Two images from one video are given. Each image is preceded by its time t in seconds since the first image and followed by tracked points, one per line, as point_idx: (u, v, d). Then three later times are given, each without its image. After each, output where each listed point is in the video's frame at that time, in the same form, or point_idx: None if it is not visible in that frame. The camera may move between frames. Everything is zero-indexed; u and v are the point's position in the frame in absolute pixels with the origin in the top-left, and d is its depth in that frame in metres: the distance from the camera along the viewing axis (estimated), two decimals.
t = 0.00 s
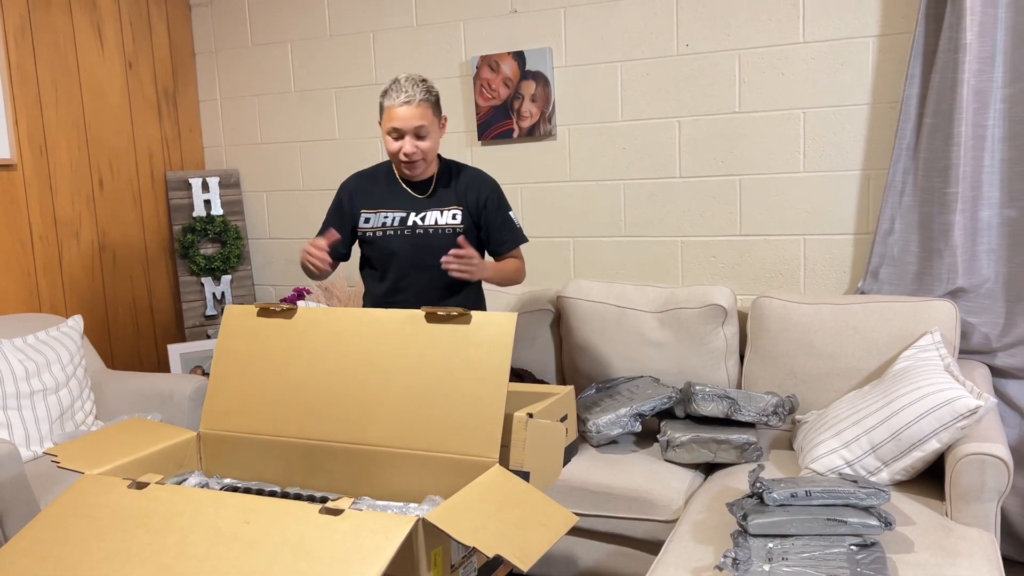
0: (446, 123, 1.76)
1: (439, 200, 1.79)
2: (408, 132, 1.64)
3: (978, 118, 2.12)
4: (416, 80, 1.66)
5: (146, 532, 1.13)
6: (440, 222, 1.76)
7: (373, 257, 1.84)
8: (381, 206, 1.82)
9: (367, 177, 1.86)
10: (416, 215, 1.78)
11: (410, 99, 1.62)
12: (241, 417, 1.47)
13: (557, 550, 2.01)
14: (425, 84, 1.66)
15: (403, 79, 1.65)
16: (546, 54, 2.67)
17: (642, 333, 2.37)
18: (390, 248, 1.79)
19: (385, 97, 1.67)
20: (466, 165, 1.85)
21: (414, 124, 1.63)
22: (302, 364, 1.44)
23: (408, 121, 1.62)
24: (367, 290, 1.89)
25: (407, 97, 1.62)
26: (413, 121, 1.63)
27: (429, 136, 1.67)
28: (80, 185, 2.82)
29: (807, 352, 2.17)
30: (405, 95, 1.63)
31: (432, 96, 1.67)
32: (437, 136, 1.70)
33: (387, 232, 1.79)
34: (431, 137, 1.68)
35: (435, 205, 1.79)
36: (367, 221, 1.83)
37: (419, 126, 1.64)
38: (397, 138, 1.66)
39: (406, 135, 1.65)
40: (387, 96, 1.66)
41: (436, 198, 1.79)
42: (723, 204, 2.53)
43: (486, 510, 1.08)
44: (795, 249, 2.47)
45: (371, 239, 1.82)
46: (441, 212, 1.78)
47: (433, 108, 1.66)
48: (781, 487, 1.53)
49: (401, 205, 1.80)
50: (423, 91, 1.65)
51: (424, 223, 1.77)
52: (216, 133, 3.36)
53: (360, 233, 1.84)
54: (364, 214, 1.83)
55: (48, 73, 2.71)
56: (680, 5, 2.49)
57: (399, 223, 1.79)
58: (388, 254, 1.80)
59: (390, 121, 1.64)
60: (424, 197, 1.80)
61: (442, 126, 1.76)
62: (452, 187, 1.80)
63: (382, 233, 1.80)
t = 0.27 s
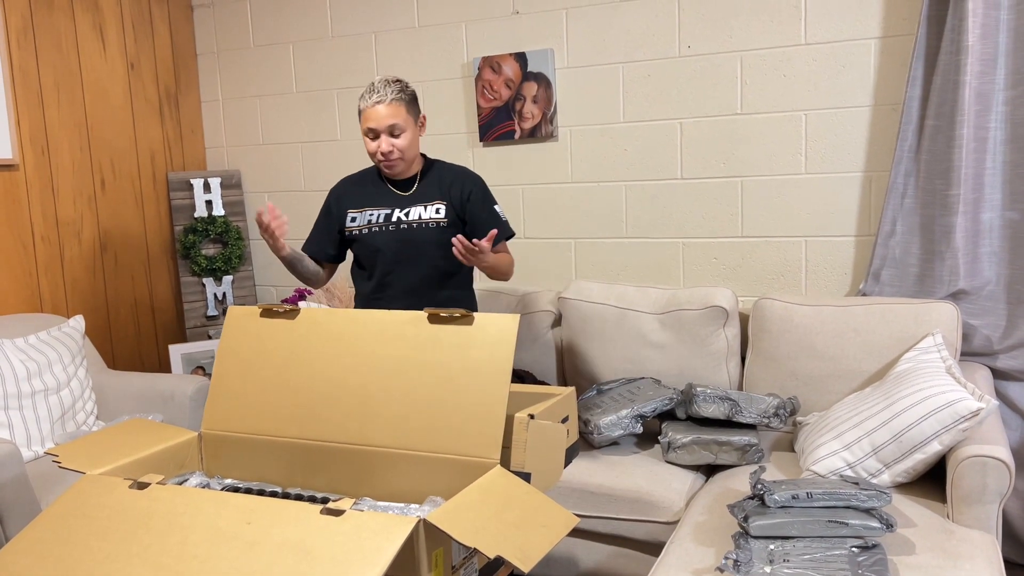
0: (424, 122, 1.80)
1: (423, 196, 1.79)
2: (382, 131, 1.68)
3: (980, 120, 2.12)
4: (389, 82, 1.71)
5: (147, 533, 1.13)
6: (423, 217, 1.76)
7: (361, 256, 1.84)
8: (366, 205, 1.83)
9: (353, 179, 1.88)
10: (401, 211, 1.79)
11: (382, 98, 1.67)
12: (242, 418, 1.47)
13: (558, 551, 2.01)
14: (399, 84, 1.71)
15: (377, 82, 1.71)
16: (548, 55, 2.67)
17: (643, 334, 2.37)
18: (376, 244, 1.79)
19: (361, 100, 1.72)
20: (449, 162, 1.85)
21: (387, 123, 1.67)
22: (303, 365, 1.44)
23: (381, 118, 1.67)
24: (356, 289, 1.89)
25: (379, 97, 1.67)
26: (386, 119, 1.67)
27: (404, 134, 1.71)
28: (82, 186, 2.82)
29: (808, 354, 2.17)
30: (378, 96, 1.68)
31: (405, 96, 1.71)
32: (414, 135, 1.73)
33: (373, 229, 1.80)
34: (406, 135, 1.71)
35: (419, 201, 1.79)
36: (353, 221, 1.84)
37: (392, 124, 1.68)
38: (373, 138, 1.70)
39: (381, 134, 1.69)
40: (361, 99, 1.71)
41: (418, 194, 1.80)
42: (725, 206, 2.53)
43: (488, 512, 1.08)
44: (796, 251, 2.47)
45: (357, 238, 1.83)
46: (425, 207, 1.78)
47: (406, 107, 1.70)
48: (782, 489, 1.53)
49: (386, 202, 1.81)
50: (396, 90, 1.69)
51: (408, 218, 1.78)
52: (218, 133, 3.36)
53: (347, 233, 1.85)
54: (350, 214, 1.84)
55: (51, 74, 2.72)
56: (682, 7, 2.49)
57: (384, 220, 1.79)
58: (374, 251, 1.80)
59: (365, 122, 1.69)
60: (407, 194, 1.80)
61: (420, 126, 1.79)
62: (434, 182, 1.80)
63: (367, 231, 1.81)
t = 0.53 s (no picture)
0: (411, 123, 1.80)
1: (411, 197, 1.80)
2: (364, 132, 1.70)
3: (982, 122, 2.11)
4: (370, 84, 1.73)
5: (147, 533, 1.13)
6: (412, 217, 1.76)
7: (351, 259, 1.84)
8: (355, 208, 1.83)
9: (343, 184, 1.89)
10: (389, 212, 1.79)
11: (363, 100, 1.69)
12: (241, 418, 1.47)
13: (558, 552, 2.01)
14: (380, 86, 1.73)
15: (358, 86, 1.73)
16: (550, 56, 2.67)
17: (643, 335, 2.37)
18: (366, 246, 1.79)
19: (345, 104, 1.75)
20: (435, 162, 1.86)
21: (368, 123, 1.69)
22: (303, 365, 1.44)
23: (362, 120, 1.69)
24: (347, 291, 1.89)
25: (359, 99, 1.70)
26: (367, 120, 1.69)
27: (387, 134, 1.72)
28: (83, 186, 2.82)
29: (809, 355, 2.16)
30: (358, 98, 1.71)
31: (386, 96, 1.72)
32: (398, 134, 1.74)
33: (362, 231, 1.80)
34: (390, 135, 1.72)
35: (407, 201, 1.79)
36: (342, 224, 1.84)
37: (374, 124, 1.69)
38: (357, 140, 1.72)
39: (364, 135, 1.70)
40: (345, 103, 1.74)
41: (406, 195, 1.80)
42: (727, 207, 2.53)
43: (489, 513, 1.07)
44: (797, 252, 2.47)
45: (348, 241, 1.83)
46: (413, 207, 1.78)
47: (387, 107, 1.71)
48: (783, 491, 1.53)
49: (375, 204, 1.81)
50: (376, 92, 1.71)
51: (396, 219, 1.78)
52: (219, 134, 3.37)
53: (337, 237, 1.86)
54: (339, 217, 1.85)
55: (52, 74, 2.72)
56: (684, 8, 2.49)
57: (372, 222, 1.79)
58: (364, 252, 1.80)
59: (348, 125, 1.71)
60: (395, 196, 1.81)
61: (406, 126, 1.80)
62: (421, 182, 1.81)
63: (356, 233, 1.81)
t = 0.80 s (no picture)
0: (400, 123, 1.80)
1: (404, 199, 1.80)
2: (353, 136, 1.70)
3: (983, 124, 2.11)
4: (357, 87, 1.72)
5: (147, 533, 1.12)
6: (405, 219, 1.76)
7: (346, 262, 1.85)
8: (349, 211, 1.83)
9: (337, 186, 1.89)
10: (383, 214, 1.79)
11: (349, 104, 1.69)
12: (242, 419, 1.47)
13: (558, 553, 2.01)
14: (366, 88, 1.72)
15: (344, 89, 1.73)
16: (551, 57, 2.67)
17: (643, 337, 2.37)
18: (359, 249, 1.80)
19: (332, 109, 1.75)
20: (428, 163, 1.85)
21: (356, 127, 1.69)
22: (303, 365, 1.44)
23: (350, 124, 1.68)
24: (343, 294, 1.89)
25: (345, 103, 1.69)
26: (354, 124, 1.69)
27: (376, 136, 1.71)
28: (84, 186, 2.82)
29: (809, 357, 2.16)
30: (344, 102, 1.70)
31: (373, 98, 1.72)
32: (387, 136, 1.74)
33: (356, 233, 1.80)
34: (378, 138, 1.71)
35: (400, 203, 1.80)
36: (336, 226, 1.84)
37: (362, 128, 1.69)
38: (347, 145, 1.72)
39: (353, 140, 1.70)
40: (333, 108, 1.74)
41: (399, 197, 1.80)
42: (728, 208, 2.53)
43: (490, 514, 1.07)
44: (798, 254, 2.47)
45: (341, 243, 1.83)
46: (406, 209, 1.78)
47: (374, 110, 1.71)
48: (783, 492, 1.53)
49: (369, 207, 1.81)
50: (362, 94, 1.71)
51: (390, 221, 1.78)
52: (220, 134, 3.37)
53: (332, 240, 1.86)
54: (333, 220, 1.85)
55: (53, 73, 2.72)
56: (685, 9, 2.49)
57: (366, 224, 1.80)
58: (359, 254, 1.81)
59: (337, 130, 1.71)
60: (388, 198, 1.81)
61: (395, 126, 1.79)
62: (414, 184, 1.81)
63: (351, 235, 1.81)
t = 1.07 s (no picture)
0: (394, 124, 1.77)
1: (403, 201, 1.79)
2: (349, 142, 1.67)
3: (984, 124, 2.11)
4: (348, 91, 1.69)
5: (147, 533, 1.12)
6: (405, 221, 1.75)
7: (346, 263, 1.84)
8: (349, 213, 1.83)
9: (336, 187, 1.89)
10: (383, 217, 1.78)
11: (341, 110, 1.66)
12: (242, 418, 1.47)
13: (558, 553, 2.00)
14: (358, 92, 1.69)
15: (336, 95, 1.70)
16: (551, 57, 2.67)
17: (644, 337, 2.36)
18: (359, 252, 1.79)
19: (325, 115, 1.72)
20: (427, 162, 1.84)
21: (351, 133, 1.66)
22: (304, 365, 1.44)
23: (345, 130, 1.65)
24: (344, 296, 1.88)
25: (338, 109, 1.66)
26: (349, 130, 1.65)
27: (372, 141, 1.68)
28: (85, 185, 2.82)
29: (810, 357, 2.16)
30: (336, 108, 1.67)
31: (365, 102, 1.69)
32: (383, 139, 1.71)
33: (356, 236, 1.80)
34: (375, 142, 1.69)
35: (399, 205, 1.79)
36: (336, 228, 1.84)
37: (357, 133, 1.66)
38: (343, 151, 1.69)
39: (349, 146, 1.67)
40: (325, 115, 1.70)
41: (399, 199, 1.79)
42: (728, 208, 2.53)
43: (490, 515, 1.07)
44: (799, 254, 2.47)
45: (341, 245, 1.83)
46: (406, 211, 1.78)
47: (367, 113, 1.68)
48: (784, 493, 1.52)
49: (368, 209, 1.81)
50: (355, 98, 1.68)
51: (390, 224, 1.77)
52: (221, 134, 3.37)
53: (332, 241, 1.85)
54: (333, 222, 1.84)
55: (54, 73, 2.72)
56: (686, 10, 2.49)
57: (366, 227, 1.79)
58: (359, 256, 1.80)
59: (331, 137, 1.68)
60: (388, 200, 1.80)
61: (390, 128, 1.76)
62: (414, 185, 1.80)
63: (350, 238, 1.80)
